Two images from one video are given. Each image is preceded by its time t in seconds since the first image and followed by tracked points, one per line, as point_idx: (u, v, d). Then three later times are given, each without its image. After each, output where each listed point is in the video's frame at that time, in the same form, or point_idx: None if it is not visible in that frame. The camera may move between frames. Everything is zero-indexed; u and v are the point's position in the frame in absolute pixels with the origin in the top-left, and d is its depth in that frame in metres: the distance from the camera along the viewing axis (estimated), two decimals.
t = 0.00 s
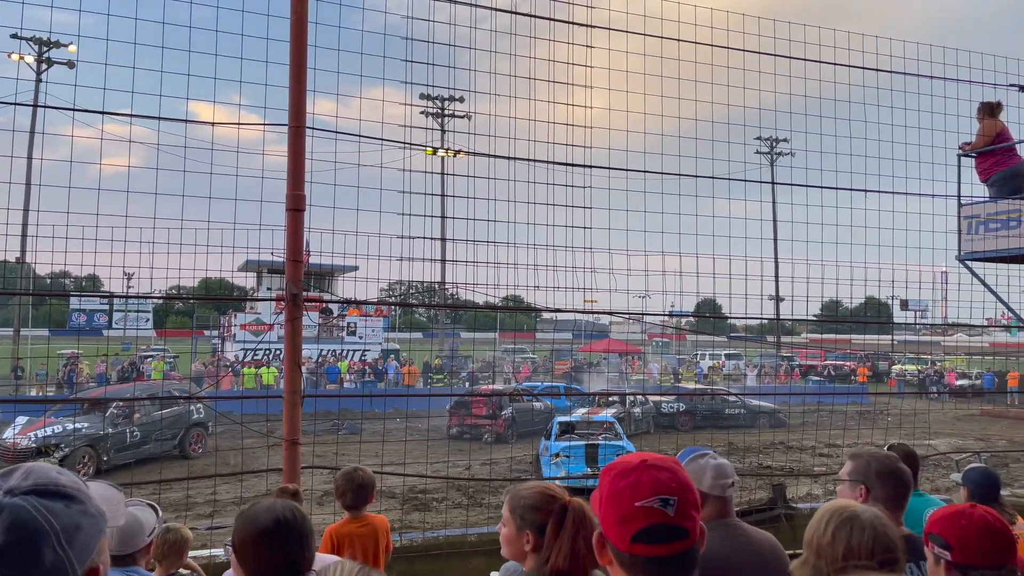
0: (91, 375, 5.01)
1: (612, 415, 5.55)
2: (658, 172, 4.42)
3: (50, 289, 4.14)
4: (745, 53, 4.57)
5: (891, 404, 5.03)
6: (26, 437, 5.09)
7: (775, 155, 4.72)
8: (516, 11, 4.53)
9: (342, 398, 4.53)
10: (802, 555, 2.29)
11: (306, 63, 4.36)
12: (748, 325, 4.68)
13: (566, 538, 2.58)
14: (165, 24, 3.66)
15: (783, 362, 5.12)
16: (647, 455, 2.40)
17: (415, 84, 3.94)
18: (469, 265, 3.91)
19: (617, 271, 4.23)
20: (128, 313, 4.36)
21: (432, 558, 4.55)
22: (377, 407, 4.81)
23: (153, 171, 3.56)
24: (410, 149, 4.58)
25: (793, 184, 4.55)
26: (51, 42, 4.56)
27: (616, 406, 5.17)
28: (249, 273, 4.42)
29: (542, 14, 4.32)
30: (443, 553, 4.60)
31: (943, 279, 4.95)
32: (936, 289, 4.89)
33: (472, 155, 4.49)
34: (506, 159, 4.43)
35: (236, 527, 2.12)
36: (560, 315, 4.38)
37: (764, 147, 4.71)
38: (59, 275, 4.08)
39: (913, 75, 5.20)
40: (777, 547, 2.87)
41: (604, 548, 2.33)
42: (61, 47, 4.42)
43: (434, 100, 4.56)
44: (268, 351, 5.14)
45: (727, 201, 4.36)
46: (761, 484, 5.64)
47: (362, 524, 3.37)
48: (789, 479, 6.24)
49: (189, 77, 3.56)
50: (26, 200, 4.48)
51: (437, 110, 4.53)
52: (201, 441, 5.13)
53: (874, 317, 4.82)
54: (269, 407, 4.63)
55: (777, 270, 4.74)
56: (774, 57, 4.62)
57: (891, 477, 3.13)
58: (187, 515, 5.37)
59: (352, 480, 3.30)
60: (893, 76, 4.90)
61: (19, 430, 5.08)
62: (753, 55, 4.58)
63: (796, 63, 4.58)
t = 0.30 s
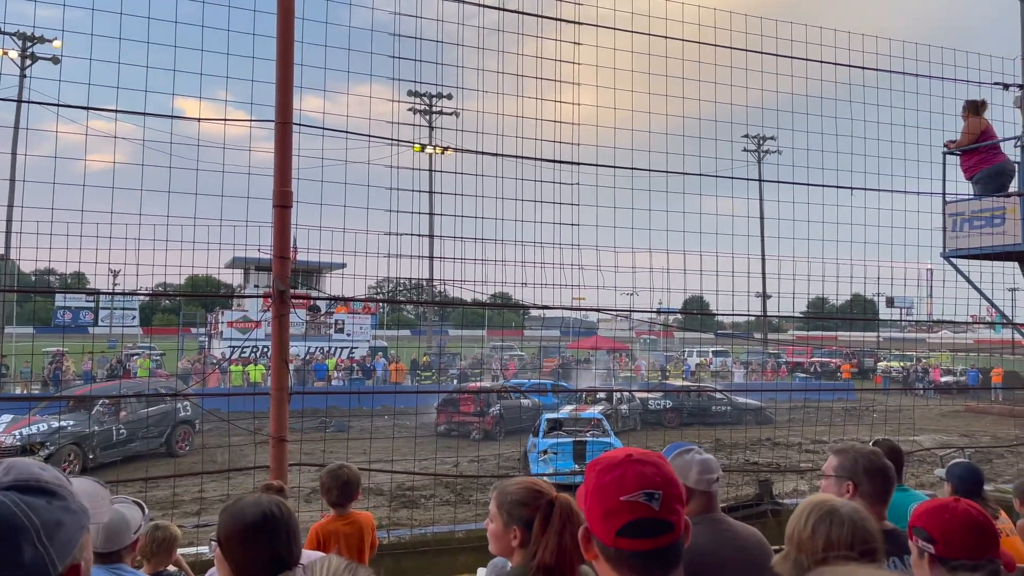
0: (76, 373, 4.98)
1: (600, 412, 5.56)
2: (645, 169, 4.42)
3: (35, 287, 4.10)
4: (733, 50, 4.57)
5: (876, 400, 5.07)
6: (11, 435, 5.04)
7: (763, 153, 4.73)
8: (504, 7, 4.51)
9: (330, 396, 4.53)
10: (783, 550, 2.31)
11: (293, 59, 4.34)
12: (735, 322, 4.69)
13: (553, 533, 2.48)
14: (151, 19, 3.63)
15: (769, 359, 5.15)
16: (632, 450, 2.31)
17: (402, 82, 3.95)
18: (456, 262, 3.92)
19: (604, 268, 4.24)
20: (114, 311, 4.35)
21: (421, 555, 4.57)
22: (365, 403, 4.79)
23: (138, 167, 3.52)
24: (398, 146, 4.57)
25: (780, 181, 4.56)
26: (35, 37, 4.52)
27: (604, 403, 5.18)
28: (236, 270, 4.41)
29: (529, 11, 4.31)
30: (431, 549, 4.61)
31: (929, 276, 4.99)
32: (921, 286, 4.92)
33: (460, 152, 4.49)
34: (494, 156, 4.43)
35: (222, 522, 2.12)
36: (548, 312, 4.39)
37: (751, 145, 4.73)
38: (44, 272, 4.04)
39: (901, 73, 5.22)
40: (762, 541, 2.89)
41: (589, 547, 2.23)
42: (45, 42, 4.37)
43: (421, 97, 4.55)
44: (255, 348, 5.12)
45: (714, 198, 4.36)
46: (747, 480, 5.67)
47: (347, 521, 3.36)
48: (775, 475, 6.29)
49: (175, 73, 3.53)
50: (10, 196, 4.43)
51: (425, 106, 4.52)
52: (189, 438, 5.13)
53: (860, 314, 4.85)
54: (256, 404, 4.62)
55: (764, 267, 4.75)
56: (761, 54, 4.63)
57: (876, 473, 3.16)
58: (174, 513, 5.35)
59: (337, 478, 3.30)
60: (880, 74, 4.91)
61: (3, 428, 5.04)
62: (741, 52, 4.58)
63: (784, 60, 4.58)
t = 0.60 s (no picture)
0: (66, 370, 4.97)
1: (592, 408, 5.57)
2: (636, 165, 4.42)
3: (23, 283, 4.05)
4: (724, 46, 4.57)
5: (866, 395, 5.10)
6: None
7: (753, 149, 4.74)
8: (495, 2, 4.50)
9: (321, 392, 4.52)
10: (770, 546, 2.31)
11: (283, 54, 4.32)
12: (726, 318, 4.70)
13: (544, 529, 2.47)
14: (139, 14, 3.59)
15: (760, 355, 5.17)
16: (623, 446, 2.18)
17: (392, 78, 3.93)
18: (447, 259, 3.92)
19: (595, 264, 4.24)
20: (103, 308, 4.36)
21: (413, 552, 4.57)
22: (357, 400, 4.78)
23: (127, 163, 3.49)
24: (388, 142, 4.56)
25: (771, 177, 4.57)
26: (23, 32, 4.48)
27: (596, 399, 5.19)
28: (227, 267, 4.39)
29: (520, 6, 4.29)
30: (423, 546, 4.61)
31: (918, 272, 5.01)
32: (911, 281, 4.95)
33: (451, 148, 4.47)
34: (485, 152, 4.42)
35: (212, 519, 2.11)
36: (539, 308, 4.38)
37: (742, 141, 4.73)
38: (33, 269, 3.99)
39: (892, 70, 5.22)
40: (752, 535, 2.91)
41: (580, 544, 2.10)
42: (33, 37, 4.33)
43: (412, 93, 4.53)
44: (246, 345, 5.11)
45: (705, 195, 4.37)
46: (738, 475, 5.70)
47: (337, 519, 3.36)
48: (766, 470, 6.33)
49: (164, 68, 3.50)
50: None
51: (416, 103, 4.50)
52: (179, 436, 5.11)
53: (850, 309, 4.87)
54: (247, 401, 4.60)
55: (755, 263, 4.75)
56: (753, 50, 4.62)
57: (866, 468, 3.17)
58: (164, 510, 5.34)
59: (328, 474, 3.29)
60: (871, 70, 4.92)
61: None
62: (732, 48, 4.58)
63: (775, 57, 4.58)
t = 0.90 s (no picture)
0: (60, 366, 4.98)
1: (586, 403, 5.58)
2: (631, 160, 4.41)
3: (16, 280, 4.02)
4: (718, 41, 4.56)
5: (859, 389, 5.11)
6: None
7: (747, 144, 4.73)
8: None
9: (316, 388, 4.51)
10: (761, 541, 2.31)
11: (276, 49, 4.30)
12: (721, 313, 4.70)
13: (539, 525, 2.46)
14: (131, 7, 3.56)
15: (754, 350, 5.18)
16: (615, 440, 2.11)
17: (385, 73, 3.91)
18: (441, 254, 3.91)
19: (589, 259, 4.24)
20: (96, 304, 4.29)
21: (408, 547, 4.58)
22: (351, 396, 4.88)
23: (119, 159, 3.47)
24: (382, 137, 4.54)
25: (765, 172, 4.56)
26: (15, 27, 4.45)
27: (590, 394, 5.20)
28: (220, 262, 4.37)
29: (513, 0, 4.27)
30: (418, 541, 4.62)
31: (911, 267, 5.02)
32: (904, 276, 4.96)
33: (445, 144, 4.46)
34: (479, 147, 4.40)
35: (207, 515, 2.12)
36: (534, 303, 4.38)
37: (736, 137, 4.73)
38: (25, 265, 3.95)
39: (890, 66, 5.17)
40: (746, 529, 2.92)
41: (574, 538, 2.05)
42: (24, 31, 4.30)
43: (406, 88, 4.52)
44: (239, 341, 5.09)
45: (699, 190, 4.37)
46: (731, 470, 5.73)
47: (331, 514, 3.36)
48: (759, 465, 6.35)
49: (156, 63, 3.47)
50: None
51: (410, 98, 4.49)
52: (173, 432, 5.11)
53: (844, 304, 4.87)
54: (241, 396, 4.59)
55: (748, 258, 4.75)
56: (747, 44, 4.61)
57: (860, 462, 3.18)
58: (159, 506, 5.33)
59: (322, 470, 3.30)
60: (865, 65, 4.92)
61: None
62: (726, 43, 4.57)
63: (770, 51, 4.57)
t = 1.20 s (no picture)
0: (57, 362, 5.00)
1: (584, 399, 5.58)
2: (628, 155, 4.40)
3: (12, 275, 3.99)
4: (716, 35, 4.55)
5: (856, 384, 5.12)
6: None
7: (745, 139, 4.73)
8: None
9: (313, 383, 4.51)
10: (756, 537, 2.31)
11: (273, 45, 4.29)
12: (718, 309, 4.69)
13: (534, 521, 2.45)
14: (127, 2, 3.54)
15: (752, 345, 5.18)
16: (611, 437, 2.03)
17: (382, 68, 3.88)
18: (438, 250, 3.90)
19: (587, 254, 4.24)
20: (94, 300, 4.32)
21: (406, 542, 4.59)
22: (349, 392, 4.85)
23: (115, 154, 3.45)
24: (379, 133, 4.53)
25: (763, 168, 4.55)
26: (10, 22, 4.42)
27: (588, 390, 5.21)
28: (217, 258, 4.37)
29: None
30: (416, 536, 4.63)
31: (908, 262, 5.02)
32: (901, 272, 4.96)
33: (442, 139, 4.45)
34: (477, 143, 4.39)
35: (198, 512, 2.12)
36: (531, 299, 4.38)
37: (733, 132, 4.72)
38: (22, 260, 3.93)
39: (889, 61, 5.15)
40: (743, 523, 2.92)
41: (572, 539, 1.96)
42: (20, 26, 4.27)
43: (403, 83, 4.50)
44: (237, 337, 5.08)
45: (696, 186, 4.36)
46: (728, 465, 5.74)
47: (328, 509, 3.36)
48: (756, 460, 6.37)
49: (152, 57, 3.45)
50: None
51: (407, 93, 4.48)
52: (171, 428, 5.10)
53: (841, 300, 4.87)
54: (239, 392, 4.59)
55: (746, 254, 4.75)
56: (745, 39, 4.59)
57: (858, 456, 3.18)
58: (156, 502, 5.34)
59: (319, 465, 3.29)
60: (863, 60, 4.91)
61: None
62: (724, 38, 4.55)
63: (767, 46, 4.55)
